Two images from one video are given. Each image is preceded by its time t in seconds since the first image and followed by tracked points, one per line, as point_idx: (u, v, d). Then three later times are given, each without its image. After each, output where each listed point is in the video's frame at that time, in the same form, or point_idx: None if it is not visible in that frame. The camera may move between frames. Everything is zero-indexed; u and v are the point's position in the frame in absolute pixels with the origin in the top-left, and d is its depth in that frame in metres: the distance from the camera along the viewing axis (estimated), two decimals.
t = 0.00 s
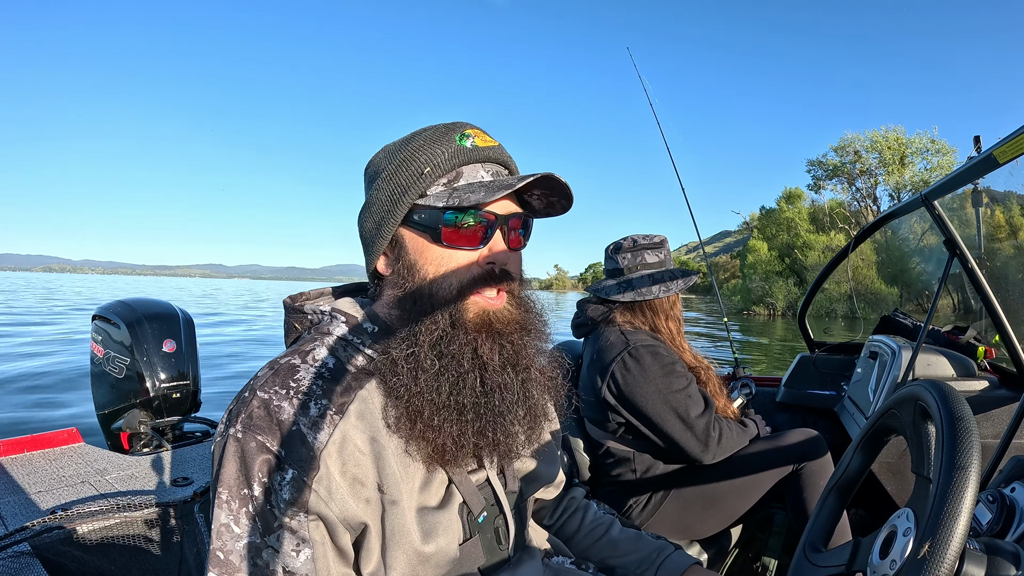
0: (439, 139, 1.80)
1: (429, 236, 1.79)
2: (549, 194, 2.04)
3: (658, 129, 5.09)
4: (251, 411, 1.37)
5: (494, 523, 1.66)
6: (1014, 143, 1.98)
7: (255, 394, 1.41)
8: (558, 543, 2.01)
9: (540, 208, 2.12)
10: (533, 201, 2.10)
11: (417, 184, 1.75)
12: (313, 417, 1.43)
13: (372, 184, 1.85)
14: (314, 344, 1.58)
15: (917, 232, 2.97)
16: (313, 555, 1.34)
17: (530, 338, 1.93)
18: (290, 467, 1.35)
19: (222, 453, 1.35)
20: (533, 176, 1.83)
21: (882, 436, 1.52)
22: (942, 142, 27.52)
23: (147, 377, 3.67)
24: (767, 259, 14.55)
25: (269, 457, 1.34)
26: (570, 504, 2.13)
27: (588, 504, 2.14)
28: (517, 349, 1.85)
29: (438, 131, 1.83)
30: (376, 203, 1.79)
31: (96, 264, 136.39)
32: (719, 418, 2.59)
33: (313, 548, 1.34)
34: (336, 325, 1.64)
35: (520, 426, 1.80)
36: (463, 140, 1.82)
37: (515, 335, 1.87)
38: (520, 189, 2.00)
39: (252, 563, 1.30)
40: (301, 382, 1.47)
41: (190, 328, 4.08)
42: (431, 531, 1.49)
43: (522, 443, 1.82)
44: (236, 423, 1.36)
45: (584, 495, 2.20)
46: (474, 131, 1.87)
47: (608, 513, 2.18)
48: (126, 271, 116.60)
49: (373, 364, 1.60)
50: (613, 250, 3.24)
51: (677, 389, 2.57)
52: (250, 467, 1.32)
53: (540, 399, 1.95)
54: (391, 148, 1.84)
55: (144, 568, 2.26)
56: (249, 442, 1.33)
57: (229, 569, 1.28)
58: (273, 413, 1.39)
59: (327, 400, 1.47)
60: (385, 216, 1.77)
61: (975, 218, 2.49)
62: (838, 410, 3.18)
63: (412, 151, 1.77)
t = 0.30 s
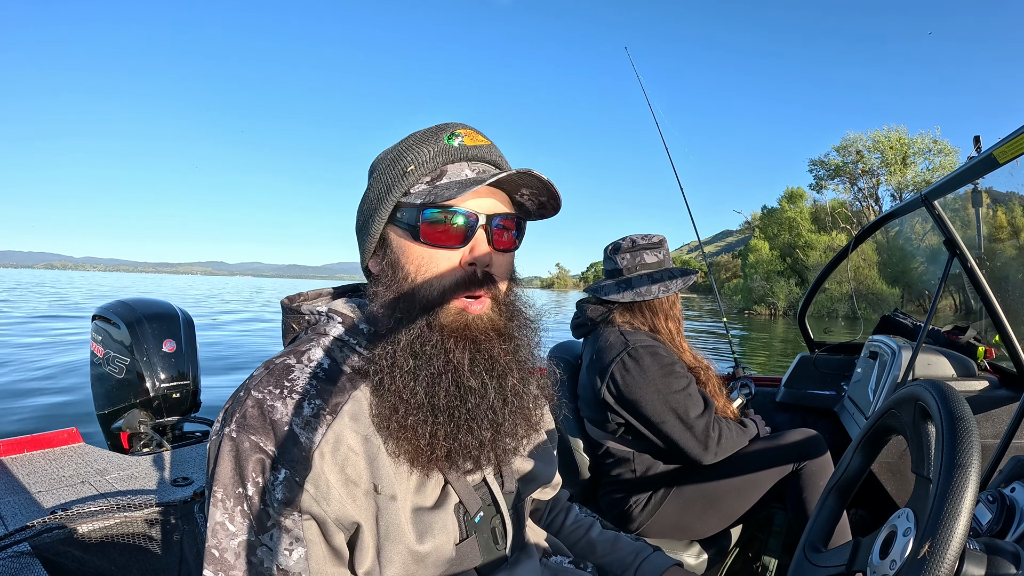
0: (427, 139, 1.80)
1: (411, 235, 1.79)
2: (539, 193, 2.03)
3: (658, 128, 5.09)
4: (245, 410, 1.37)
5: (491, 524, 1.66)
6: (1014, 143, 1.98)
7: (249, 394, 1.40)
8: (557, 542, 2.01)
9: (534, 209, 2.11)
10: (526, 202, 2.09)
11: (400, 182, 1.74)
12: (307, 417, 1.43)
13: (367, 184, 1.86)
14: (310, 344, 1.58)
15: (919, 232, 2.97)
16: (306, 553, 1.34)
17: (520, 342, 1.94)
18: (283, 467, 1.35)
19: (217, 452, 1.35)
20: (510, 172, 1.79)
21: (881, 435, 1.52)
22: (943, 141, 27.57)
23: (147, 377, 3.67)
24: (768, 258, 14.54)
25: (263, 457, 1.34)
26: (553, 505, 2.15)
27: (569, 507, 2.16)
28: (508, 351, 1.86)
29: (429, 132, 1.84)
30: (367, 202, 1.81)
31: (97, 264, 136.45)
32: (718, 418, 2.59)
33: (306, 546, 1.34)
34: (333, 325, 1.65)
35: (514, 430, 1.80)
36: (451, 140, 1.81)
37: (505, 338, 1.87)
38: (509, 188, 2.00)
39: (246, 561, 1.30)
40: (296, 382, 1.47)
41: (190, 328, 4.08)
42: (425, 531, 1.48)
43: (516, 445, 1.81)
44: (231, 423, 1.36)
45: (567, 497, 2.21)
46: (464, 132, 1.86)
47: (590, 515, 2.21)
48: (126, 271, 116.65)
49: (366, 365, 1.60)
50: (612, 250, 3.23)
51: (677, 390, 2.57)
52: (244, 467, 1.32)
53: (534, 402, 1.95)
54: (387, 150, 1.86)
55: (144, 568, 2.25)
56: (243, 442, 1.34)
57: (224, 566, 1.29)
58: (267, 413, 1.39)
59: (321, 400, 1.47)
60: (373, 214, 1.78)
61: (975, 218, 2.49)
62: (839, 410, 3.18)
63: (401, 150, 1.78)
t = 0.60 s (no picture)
0: (447, 138, 1.78)
1: (444, 234, 1.78)
2: (549, 194, 2.05)
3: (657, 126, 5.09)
4: (247, 413, 1.37)
5: (491, 524, 1.66)
6: (1014, 143, 1.98)
7: (251, 397, 1.41)
8: (556, 542, 2.01)
9: (538, 210, 2.13)
10: (531, 202, 2.10)
11: (429, 182, 1.71)
12: (309, 419, 1.42)
13: (372, 183, 1.79)
14: (311, 346, 1.58)
15: (919, 230, 2.98)
16: (310, 556, 1.34)
17: (527, 339, 1.93)
18: (286, 470, 1.35)
19: (219, 455, 1.35)
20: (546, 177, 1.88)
21: (882, 436, 1.52)
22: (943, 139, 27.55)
23: (147, 377, 3.67)
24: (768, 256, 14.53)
25: (265, 460, 1.34)
26: (553, 507, 2.15)
27: (569, 509, 2.16)
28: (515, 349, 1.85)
29: (445, 131, 1.80)
30: (382, 202, 1.74)
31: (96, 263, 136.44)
32: (718, 418, 2.59)
33: (310, 549, 1.34)
34: (333, 326, 1.65)
35: (520, 428, 1.80)
36: (471, 142, 1.81)
37: (512, 335, 1.86)
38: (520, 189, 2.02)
39: (249, 565, 1.32)
40: (297, 384, 1.47)
41: (190, 328, 4.09)
42: (426, 533, 1.49)
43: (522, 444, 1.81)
44: (232, 426, 1.36)
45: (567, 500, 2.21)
46: (479, 132, 1.86)
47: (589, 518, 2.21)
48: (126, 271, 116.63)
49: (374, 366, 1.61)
50: (612, 251, 3.23)
51: (677, 389, 2.57)
52: (246, 471, 1.32)
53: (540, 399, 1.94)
54: (391, 147, 1.81)
55: (144, 568, 2.25)
56: (245, 445, 1.34)
57: (226, 570, 1.31)
58: (269, 416, 1.39)
59: (323, 402, 1.47)
60: (393, 215, 1.72)
61: (976, 215, 2.49)
62: (839, 410, 3.18)
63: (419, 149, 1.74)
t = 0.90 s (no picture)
0: (451, 135, 1.78)
1: (454, 231, 1.78)
2: (546, 191, 2.06)
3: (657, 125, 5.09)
4: (247, 413, 1.37)
5: (491, 522, 1.66)
6: (1015, 143, 1.98)
7: (251, 397, 1.41)
8: (555, 540, 2.00)
9: (533, 206, 2.13)
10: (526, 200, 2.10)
11: (439, 179, 1.73)
12: (309, 419, 1.43)
13: (373, 182, 1.78)
14: (310, 346, 1.58)
15: (919, 229, 2.99)
16: (313, 554, 1.35)
17: (528, 335, 1.92)
18: (287, 469, 1.35)
19: (220, 455, 1.35)
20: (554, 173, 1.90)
21: (881, 435, 1.52)
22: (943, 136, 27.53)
23: (147, 377, 3.67)
24: (769, 253, 14.52)
25: (266, 459, 1.34)
26: (561, 506, 2.15)
27: (579, 508, 2.16)
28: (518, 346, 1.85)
29: (447, 130, 1.80)
30: (389, 199, 1.73)
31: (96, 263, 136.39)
32: (719, 418, 2.58)
33: (312, 548, 1.35)
34: (331, 326, 1.65)
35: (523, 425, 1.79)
36: (473, 140, 1.82)
37: (513, 332, 1.86)
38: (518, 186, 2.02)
39: (253, 565, 1.30)
40: (297, 384, 1.47)
41: (190, 328, 4.08)
42: (425, 531, 1.49)
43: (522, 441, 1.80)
44: (233, 426, 1.36)
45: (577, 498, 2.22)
46: (478, 131, 1.86)
47: (600, 517, 2.21)
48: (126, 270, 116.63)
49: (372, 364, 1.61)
50: (612, 251, 3.23)
51: (677, 389, 2.57)
52: (248, 470, 1.32)
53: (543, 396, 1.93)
54: (389, 146, 1.80)
55: (144, 568, 2.25)
56: (246, 445, 1.34)
57: (230, 570, 1.29)
58: (270, 415, 1.39)
59: (323, 401, 1.47)
60: (400, 212, 1.72)
61: (975, 212, 2.49)
62: (839, 410, 3.18)
63: (423, 147, 1.74)
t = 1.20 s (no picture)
0: (454, 135, 1.78)
1: (458, 230, 1.79)
2: (549, 191, 2.06)
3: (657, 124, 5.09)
4: (253, 411, 1.37)
5: (494, 522, 1.66)
6: (1014, 143, 1.98)
7: (256, 395, 1.41)
8: (555, 541, 2.00)
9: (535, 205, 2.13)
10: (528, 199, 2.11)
11: (443, 178, 1.73)
12: (315, 417, 1.43)
13: (377, 182, 1.77)
14: (314, 344, 1.58)
15: (919, 229, 2.99)
16: (316, 554, 1.34)
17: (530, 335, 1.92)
18: (292, 468, 1.35)
19: (224, 453, 1.35)
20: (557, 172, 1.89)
21: (881, 436, 1.52)
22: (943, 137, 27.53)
23: (147, 377, 3.67)
24: (769, 254, 14.52)
25: (271, 457, 1.34)
26: (558, 509, 2.15)
27: (575, 509, 2.16)
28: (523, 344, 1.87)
29: (450, 130, 1.81)
30: (392, 199, 1.73)
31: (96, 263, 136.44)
32: (720, 417, 2.58)
33: (316, 547, 1.34)
34: (336, 325, 1.65)
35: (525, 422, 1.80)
36: (476, 140, 1.82)
37: (515, 332, 1.86)
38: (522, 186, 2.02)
39: (256, 564, 1.30)
40: (302, 382, 1.47)
41: (190, 328, 4.08)
42: (428, 531, 1.49)
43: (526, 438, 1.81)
44: (238, 424, 1.36)
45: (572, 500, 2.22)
46: (481, 132, 1.86)
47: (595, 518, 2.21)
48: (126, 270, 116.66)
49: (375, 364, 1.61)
50: (613, 252, 3.23)
51: (677, 388, 2.57)
52: (253, 468, 1.32)
53: (546, 395, 1.93)
54: (393, 146, 1.81)
55: (144, 568, 2.25)
56: (251, 443, 1.34)
57: (233, 568, 1.29)
58: (275, 413, 1.39)
59: (328, 400, 1.47)
60: (404, 212, 1.72)
61: (976, 212, 2.50)
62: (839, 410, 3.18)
63: (427, 147, 1.74)
